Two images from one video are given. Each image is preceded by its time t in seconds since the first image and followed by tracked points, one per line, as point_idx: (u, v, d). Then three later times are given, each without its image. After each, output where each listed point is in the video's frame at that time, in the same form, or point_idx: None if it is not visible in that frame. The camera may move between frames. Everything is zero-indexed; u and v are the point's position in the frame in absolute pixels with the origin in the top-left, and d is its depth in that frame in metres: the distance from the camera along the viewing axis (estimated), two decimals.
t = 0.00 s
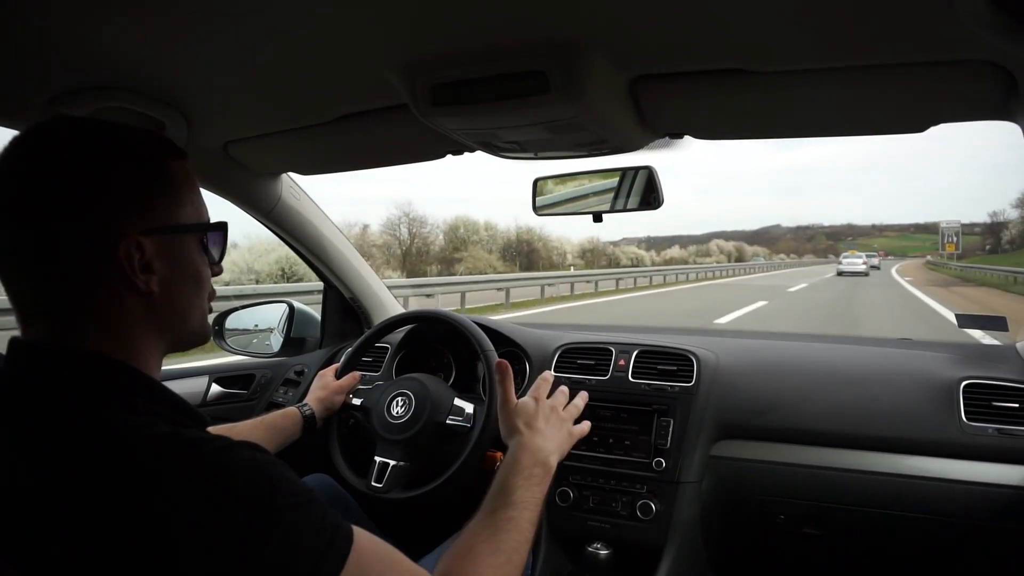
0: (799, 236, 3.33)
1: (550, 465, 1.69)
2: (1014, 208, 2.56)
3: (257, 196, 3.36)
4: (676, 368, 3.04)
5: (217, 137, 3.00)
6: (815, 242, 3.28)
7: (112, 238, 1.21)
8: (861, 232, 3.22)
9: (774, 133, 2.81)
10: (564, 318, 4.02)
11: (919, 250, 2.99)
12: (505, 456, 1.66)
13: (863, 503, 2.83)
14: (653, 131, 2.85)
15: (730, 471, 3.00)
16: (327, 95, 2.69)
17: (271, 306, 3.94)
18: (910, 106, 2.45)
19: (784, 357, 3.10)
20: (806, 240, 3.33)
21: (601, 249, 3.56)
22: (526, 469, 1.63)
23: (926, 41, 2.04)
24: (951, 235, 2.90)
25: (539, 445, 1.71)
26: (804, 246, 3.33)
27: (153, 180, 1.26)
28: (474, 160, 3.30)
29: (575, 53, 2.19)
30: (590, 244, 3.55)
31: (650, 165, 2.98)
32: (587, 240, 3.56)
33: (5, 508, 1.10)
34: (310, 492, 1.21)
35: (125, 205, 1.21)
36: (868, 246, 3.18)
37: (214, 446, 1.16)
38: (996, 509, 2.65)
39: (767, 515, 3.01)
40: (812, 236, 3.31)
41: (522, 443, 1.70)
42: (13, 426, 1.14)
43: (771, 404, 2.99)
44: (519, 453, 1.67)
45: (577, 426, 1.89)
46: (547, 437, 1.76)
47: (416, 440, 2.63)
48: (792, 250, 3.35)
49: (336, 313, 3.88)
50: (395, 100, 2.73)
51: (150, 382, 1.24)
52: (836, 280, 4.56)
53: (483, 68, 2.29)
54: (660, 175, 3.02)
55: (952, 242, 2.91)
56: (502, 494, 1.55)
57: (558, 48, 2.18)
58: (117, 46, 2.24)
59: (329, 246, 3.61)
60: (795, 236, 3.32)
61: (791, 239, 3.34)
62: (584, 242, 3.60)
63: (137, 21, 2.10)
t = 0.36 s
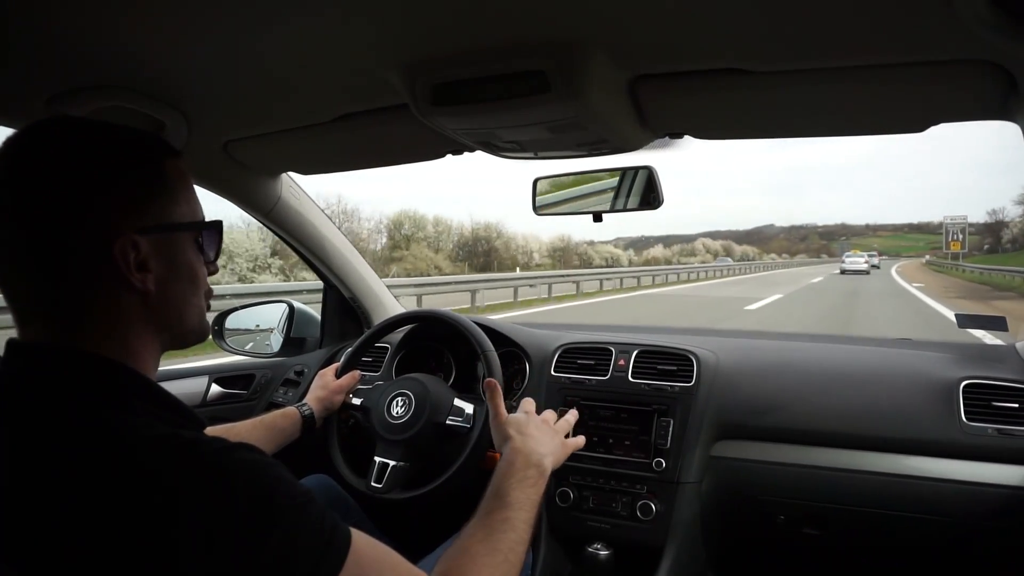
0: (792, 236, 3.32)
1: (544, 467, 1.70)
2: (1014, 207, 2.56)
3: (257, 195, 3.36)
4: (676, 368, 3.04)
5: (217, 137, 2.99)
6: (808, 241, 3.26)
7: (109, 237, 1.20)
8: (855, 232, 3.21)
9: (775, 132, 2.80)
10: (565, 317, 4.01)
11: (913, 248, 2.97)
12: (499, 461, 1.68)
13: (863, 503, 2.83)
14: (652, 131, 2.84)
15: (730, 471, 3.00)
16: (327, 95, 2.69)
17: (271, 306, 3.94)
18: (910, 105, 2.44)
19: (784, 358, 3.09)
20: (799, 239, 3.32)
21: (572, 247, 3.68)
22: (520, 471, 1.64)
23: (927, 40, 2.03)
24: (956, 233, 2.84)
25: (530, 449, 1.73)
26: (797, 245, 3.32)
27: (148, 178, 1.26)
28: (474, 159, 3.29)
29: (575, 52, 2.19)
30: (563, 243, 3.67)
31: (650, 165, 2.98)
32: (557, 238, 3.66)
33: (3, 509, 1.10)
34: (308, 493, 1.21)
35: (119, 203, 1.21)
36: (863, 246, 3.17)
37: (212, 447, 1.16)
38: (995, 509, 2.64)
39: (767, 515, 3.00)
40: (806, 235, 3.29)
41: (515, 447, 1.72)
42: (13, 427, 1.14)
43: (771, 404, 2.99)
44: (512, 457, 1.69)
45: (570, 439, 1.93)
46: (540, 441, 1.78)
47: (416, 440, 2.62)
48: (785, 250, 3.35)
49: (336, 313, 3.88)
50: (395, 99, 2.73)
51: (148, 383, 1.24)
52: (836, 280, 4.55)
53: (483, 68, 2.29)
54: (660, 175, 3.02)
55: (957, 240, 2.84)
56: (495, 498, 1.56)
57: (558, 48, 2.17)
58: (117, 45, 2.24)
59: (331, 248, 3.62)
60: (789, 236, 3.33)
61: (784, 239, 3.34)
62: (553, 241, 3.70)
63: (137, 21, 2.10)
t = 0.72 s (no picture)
0: (786, 236, 3.35)
1: (533, 452, 1.66)
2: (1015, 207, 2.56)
3: (257, 195, 3.36)
4: (676, 368, 3.04)
5: (216, 137, 2.99)
6: (801, 241, 3.30)
7: (109, 235, 1.21)
8: (848, 232, 3.24)
9: (774, 132, 2.80)
10: (565, 317, 4.01)
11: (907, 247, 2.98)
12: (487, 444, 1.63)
13: (863, 503, 2.83)
14: (652, 130, 2.84)
15: (729, 470, 3.00)
16: (326, 95, 2.69)
17: (271, 305, 3.94)
18: (909, 104, 2.44)
19: (784, 357, 3.10)
20: (793, 239, 3.35)
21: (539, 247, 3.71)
22: (509, 458, 1.60)
23: (927, 39, 2.03)
24: (965, 230, 2.84)
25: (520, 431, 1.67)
26: (791, 245, 3.34)
27: (150, 178, 1.26)
28: (473, 159, 3.29)
29: (576, 52, 2.18)
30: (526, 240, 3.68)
31: (649, 165, 2.98)
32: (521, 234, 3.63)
33: (3, 510, 1.09)
34: (309, 493, 1.21)
35: (120, 202, 1.21)
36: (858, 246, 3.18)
37: (213, 448, 1.16)
38: (995, 509, 2.64)
39: (766, 515, 3.00)
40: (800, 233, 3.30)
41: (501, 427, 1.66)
42: (12, 426, 1.14)
43: (771, 403, 2.99)
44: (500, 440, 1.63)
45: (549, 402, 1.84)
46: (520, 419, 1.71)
47: (415, 440, 2.62)
48: (778, 249, 3.38)
49: (336, 313, 3.88)
50: (395, 99, 2.73)
51: (149, 384, 1.24)
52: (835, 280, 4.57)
53: (483, 68, 2.29)
54: (660, 175, 3.02)
55: (966, 238, 2.85)
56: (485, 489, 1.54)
57: (558, 48, 2.17)
58: (116, 45, 2.24)
59: (330, 248, 3.62)
60: (783, 234, 3.34)
61: (778, 238, 3.36)
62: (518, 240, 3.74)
63: (136, 20, 2.10)
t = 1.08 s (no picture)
0: (779, 236, 3.43)
1: (540, 463, 1.67)
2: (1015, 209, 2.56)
3: (257, 197, 3.36)
4: (676, 370, 3.04)
5: (216, 138, 2.99)
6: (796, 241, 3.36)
7: (109, 237, 1.20)
8: (841, 233, 3.29)
9: (774, 134, 2.80)
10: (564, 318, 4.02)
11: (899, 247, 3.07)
12: (496, 455, 1.64)
13: (863, 505, 2.82)
14: (653, 132, 2.84)
15: (729, 472, 2.99)
16: (326, 96, 2.69)
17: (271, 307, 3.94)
18: (909, 106, 2.44)
19: (784, 359, 3.09)
20: (786, 240, 3.42)
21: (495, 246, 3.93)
22: (517, 467, 1.61)
23: (928, 41, 2.03)
24: (978, 227, 2.77)
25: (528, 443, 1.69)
26: (782, 246, 3.44)
27: (151, 178, 1.26)
28: (473, 161, 3.29)
29: (576, 53, 2.18)
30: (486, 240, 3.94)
31: (650, 166, 2.98)
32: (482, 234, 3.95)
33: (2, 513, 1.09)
34: (309, 495, 1.21)
35: (120, 204, 1.21)
36: (855, 247, 3.21)
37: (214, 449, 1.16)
38: (995, 511, 2.64)
39: (766, 517, 3.00)
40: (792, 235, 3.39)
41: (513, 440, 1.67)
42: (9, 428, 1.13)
43: (771, 405, 2.99)
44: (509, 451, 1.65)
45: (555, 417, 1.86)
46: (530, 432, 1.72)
47: (416, 442, 2.62)
48: (770, 250, 3.51)
49: (336, 314, 3.88)
50: (395, 101, 2.72)
51: (148, 386, 1.23)
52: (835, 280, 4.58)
53: (483, 69, 2.29)
54: (660, 177, 3.02)
55: (978, 236, 2.76)
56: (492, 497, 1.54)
57: (558, 50, 2.17)
58: (116, 46, 2.23)
59: (330, 249, 3.62)
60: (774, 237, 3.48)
61: (769, 239, 3.47)
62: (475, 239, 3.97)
63: (136, 21, 2.09)
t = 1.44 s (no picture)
0: (772, 237, 3.49)
1: (541, 470, 1.68)
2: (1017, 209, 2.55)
3: (257, 196, 3.36)
4: (676, 369, 3.04)
5: (216, 138, 2.99)
6: (788, 242, 3.43)
7: (99, 238, 1.21)
8: (835, 234, 3.29)
9: (774, 133, 2.80)
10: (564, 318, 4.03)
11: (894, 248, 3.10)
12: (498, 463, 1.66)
13: (864, 504, 2.82)
14: (653, 132, 2.84)
15: (730, 472, 2.99)
16: (326, 96, 2.69)
17: (271, 307, 3.94)
18: (910, 106, 2.44)
19: (784, 359, 3.10)
20: (779, 240, 3.47)
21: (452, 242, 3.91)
22: (518, 474, 1.63)
23: (928, 40, 2.03)
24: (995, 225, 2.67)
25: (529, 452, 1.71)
26: (776, 246, 3.48)
27: (142, 178, 1.26)
28: (473, 161, 3.29)
29: (576, 52, 2.18)
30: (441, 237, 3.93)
31: (650, 166, 2.98)
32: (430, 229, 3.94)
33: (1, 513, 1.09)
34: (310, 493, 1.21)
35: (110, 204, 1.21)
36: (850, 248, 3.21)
37: (213, 448, 1.16)
38: (995, 510, 2.64)
39: (767, 517, 3.00)
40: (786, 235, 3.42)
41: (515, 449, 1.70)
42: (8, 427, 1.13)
43: (772, 405, 2.99)
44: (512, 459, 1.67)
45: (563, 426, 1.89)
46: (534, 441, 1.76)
47: (416, 442, 2.62)
48: (763, 250, 3.51)
49: (336, 315, 3.88)
50: (395, 101, 2.72)
51: (147, 386, 1.24)
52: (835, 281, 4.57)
53: (483, 69, 2.29)
54: (660, 176, 3.02)
55: (996, 235, 2.67)
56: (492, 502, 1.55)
57: (558, 49, 2.17)
58: (116, 46, 2.24)
59: (331, 249, 3.62)
60: (770, 238, 3.48)
61: (763, 240, 3.51)
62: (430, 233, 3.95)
63: (136, 20, 2.09)
